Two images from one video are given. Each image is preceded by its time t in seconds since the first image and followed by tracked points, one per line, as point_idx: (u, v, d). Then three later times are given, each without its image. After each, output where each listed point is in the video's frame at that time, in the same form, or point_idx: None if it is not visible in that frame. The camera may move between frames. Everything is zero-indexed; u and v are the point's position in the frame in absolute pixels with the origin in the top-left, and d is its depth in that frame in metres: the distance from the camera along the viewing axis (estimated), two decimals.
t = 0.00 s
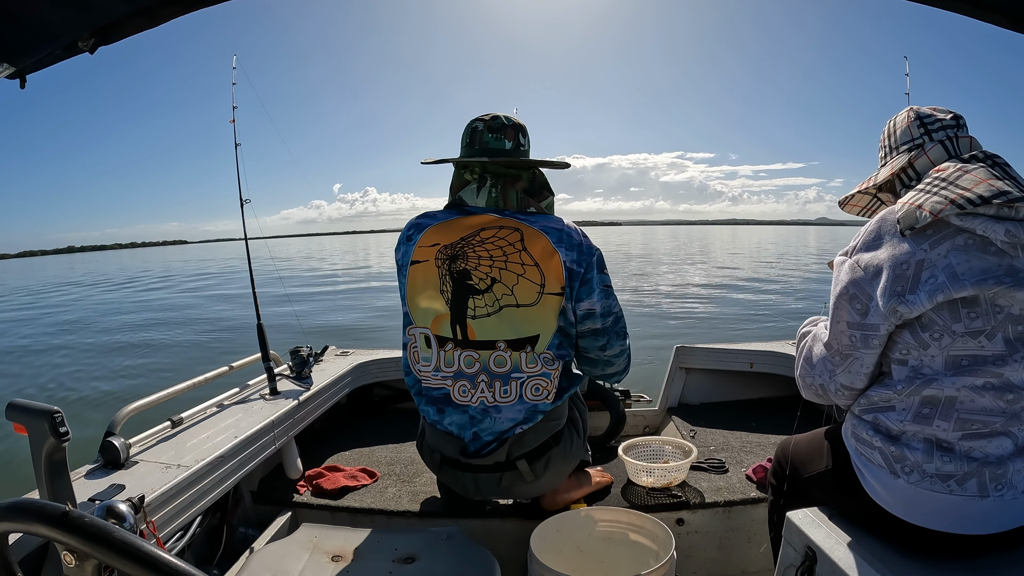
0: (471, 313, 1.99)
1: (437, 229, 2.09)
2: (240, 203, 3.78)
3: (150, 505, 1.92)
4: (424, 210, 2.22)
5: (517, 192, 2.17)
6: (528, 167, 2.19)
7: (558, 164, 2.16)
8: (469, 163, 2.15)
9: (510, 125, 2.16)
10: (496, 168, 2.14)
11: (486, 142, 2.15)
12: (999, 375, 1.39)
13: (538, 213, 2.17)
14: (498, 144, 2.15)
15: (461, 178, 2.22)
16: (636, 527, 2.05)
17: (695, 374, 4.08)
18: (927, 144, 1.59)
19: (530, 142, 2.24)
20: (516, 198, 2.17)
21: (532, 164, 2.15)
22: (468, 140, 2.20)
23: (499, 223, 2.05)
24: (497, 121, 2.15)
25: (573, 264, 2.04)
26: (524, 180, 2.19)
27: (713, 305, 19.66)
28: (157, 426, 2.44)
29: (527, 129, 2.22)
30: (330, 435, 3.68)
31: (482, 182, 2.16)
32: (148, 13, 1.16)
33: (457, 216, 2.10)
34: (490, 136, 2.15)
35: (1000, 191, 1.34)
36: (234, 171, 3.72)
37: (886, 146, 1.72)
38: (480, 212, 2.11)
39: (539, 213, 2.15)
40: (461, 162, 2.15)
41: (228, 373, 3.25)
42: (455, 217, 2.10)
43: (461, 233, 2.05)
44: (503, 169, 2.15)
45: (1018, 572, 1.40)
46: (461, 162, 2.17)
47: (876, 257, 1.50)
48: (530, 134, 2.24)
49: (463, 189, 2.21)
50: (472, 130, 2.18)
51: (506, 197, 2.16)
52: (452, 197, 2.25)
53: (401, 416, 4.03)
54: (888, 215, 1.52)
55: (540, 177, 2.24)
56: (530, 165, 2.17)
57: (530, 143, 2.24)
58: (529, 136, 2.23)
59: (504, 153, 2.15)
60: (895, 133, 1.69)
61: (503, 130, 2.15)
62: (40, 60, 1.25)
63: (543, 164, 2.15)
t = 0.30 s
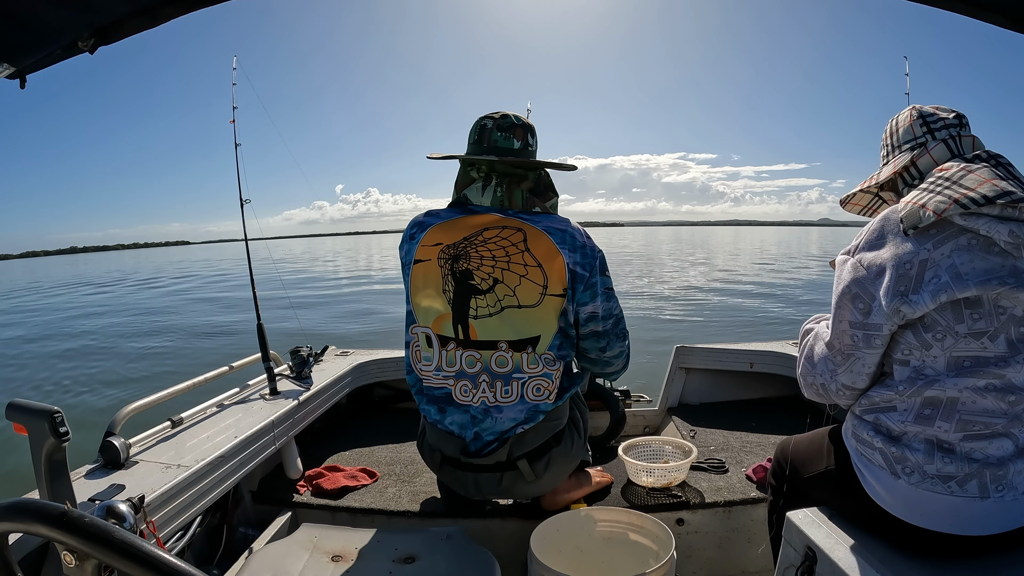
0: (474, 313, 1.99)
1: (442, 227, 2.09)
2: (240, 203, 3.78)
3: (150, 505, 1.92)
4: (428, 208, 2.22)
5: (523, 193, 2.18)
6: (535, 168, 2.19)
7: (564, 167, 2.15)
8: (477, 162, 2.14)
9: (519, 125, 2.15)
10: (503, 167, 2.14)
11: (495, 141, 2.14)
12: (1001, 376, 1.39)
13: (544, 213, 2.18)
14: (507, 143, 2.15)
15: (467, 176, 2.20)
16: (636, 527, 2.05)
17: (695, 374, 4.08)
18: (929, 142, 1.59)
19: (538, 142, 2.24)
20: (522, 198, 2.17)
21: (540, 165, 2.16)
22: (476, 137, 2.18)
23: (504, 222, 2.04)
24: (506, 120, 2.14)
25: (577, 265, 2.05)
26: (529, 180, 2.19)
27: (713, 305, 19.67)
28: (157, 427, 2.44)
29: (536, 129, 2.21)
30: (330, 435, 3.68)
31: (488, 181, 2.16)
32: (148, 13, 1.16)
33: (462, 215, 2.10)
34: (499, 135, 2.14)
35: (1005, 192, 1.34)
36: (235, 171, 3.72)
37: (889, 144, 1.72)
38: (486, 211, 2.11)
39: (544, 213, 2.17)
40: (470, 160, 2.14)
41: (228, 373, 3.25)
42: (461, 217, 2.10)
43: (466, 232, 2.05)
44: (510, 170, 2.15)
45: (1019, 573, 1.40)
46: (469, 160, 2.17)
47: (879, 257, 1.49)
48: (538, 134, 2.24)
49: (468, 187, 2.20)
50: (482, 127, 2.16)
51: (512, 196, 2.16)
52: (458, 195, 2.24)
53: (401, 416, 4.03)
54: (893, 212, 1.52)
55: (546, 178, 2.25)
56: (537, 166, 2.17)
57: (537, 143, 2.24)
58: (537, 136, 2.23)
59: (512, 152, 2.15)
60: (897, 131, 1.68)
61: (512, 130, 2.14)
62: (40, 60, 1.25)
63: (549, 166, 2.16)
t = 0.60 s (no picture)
0: (474, 314, 1.99)
1: (442, 228, 2.09)
2: (240, 203, 3.79)
3: (150, 505, 1.92)
4: (429, 208, 2.22)
5: (526, 194, 2.18)
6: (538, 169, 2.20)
7: (567, 167, 2.16)
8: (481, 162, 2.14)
9: (523, 126, 2.16)
10: (507, 168, 2.15)
11: (499, 142, 2.14)
12: (1001, 377, 1.39)
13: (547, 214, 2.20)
14: (511, 144, 2.15)
15: (470, 176, 2.21)
16: (636, 527, 2.05)
17: (695, 374, 4.08)
18: (930, 142, 1.59)
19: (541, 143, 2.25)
20: (526, 199, 2.18)
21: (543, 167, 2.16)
22: (481, 138, 2.18)
23: (504, 223, 2.04)
24: (511, 121, 2.14)
25: (578, 266, 2.05)
26: (532, 181, 2.21)
27: (713, 305, 19.67)
28: (157, 426, 2.44)
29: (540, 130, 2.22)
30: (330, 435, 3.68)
31: (491, 182, 2.16)
32: (148, 13, 1.16)
33: (463, 216, 2.10)
34: (503, 136, 2.14)
35: (1006, 192, 1.34)
36: (234, 171, 3.72)
37: (889, 144, 1.72)
38: (488, 212, 2.11)
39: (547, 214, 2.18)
40: (474, 161, 2.14)
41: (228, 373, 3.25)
42: (461, 217, 2.10)
43: (467, 233, 2.05)
44: (513, 171, 2.16)
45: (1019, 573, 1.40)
46: (472, 160, 2.17)
47: (880, 258, 1.50)
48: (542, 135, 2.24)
49: (471, 187, 2.20)
50: (486, 128, 2.16)
51: (515, 197, 2.17)
52: (458, 196, 2.24)
53: (401, 416, 4.04)
54: (893, 213, 1.52)
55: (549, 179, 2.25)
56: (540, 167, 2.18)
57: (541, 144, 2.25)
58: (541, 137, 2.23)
59: (516, 154, 2.15)
60: (897, 131, 1.68)
61: (517, 131, 2.14)
62: (40, 60, 1.25)
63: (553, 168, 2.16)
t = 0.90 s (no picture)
0: (473, 314, 1.99)
1: (441, 229, 2.09)
2: (240, 203, 3.79)
3: (150, 505, 1.92)
4: (428, 208, 2.22)
5: (525, 194, 2.18)
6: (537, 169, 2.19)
7: (566, 166, 2.16)
8: (479, 162, 2.14)
9: (521, 125, 2.15)
10: (506, 168, 2.14)
11: (497, 141, 2.14)
12: (1003, 378, 1.38)
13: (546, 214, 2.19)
14: (509, 143, 2.15)
15: (468, 176, 2.21)
16: (636, 527, 2.05)
17: (695, 374, 4.08)
18: (933, 142, 1.58)
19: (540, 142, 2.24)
20: (525, 199, 2.18)
21: (542, 166, 2.16)
22: (479, 137, 2.18)
23: (504, 223, 2.05)
24: (509, 120, 2.14)
25: (578, 265, 2.05)
26: (532, 181, 2.20)
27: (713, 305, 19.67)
28: (157, 426, 2.44)
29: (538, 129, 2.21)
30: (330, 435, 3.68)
31: (490, 182, 2.16)
32: (148, 13, 1.16)
33: (462, 216, 2.10)
34: (501, 136, 2.14)
35: (1008, 192, 1.34)
36: (235, 171, 3.72)
37: (891, 144, 1.72)
38: (487, 212, 2.11)
39: (546, 214, 2.17)
40: (472, 160, 2.14)
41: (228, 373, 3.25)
42: (460, 218, 2.10)
43: (466, 233, 2.05)
44: (512, 170, 2.16)
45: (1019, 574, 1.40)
46: (471, 160, 2.17)
47: (882, 257, 1.49)
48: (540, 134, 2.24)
49: (470, 187, 2.20)
50: (484, 127, 2.16)
51: (514, 197, 2.16)
52: (457, 196, 2.24)
53: (401, 416, 4.04)
54: (896, 213, 1.52)
55: (547, 178, 2.25)
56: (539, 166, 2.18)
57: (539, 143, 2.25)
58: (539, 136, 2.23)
59: (514, 153, 2.15)
60: (900, 130, 1.68)
61: (515, 130, 2.14)
62: (40, 60, 1.25)
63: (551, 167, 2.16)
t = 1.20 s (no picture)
0: (471, 316, 1.99)
1: (437, 230, 2.09)
2: (240, 203, 3.79)
3: (150, 505, 1.92)
4: (427, 209, 2.22)
5: (521, 194, 2.17)
6: (534, 167, 2.19)
7: (564, 165, 2.15)
8: (475, 162, 2.14)
9: (517, 124, 2.15)
10: (501, 167, 2.14)
11: (492, 140, 2.14)
12: (1005, 380, 1.38)
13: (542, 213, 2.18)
14: (505, 143, 2.15)
15: (465, 176, 2.20)
16: (636, 527, 2.05)
17: (695, 374, 4.08)
18: (938, 140, 1.58)
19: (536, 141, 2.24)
20: (520, 198, 2.17)
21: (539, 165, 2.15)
22: (474, 137, 2.18)
23: (499, 224, 2.05)
24: (504, 118, 2.14)
25: (575, 267, 2.05)
26: (529, 180, 2.19)
27: (713, 305, 19.67)
28: (157, 427, 2.44)
29: (534, 128, 2.21)
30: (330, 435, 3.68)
31: (485, 182, 2.16)
32: (148, 13, 1.16)
33: (459, 217, 2.10)
34: (497, 135, 2.14)
35: (1013, 193, 1.34)
36: (234, 171, 3.72)
37: (896, 142, 1.72)
38: (483, 212, 2.12)
39: (542, 213, 2.16)
40: (468, 160, 2.14)
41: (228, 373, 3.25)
42: (457, 218, 2.10)
43: (463, 234, 2.05)
44: (508, 169, 2.15)
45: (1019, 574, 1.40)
46: (467, 160, 2.17)
47: (884, 257, 1.49)
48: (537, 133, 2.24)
49: (467, 187, 2.20)
50: (479, 127, 2.16)
51: (510, 198, 2.16)
52: (454, 196, 2.24)
53: (401, 416, 4.04)
54: (899, 212, 1.51)
55: (544, 178, 2.25)
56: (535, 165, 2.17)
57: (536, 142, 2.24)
58: (536, 135, 2.23)
59: (510, 152, 2.15)
60: (904, 128, 1.68)
61: (510, 129, 2.14)
62: (40, 60, 1.25)
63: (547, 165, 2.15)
